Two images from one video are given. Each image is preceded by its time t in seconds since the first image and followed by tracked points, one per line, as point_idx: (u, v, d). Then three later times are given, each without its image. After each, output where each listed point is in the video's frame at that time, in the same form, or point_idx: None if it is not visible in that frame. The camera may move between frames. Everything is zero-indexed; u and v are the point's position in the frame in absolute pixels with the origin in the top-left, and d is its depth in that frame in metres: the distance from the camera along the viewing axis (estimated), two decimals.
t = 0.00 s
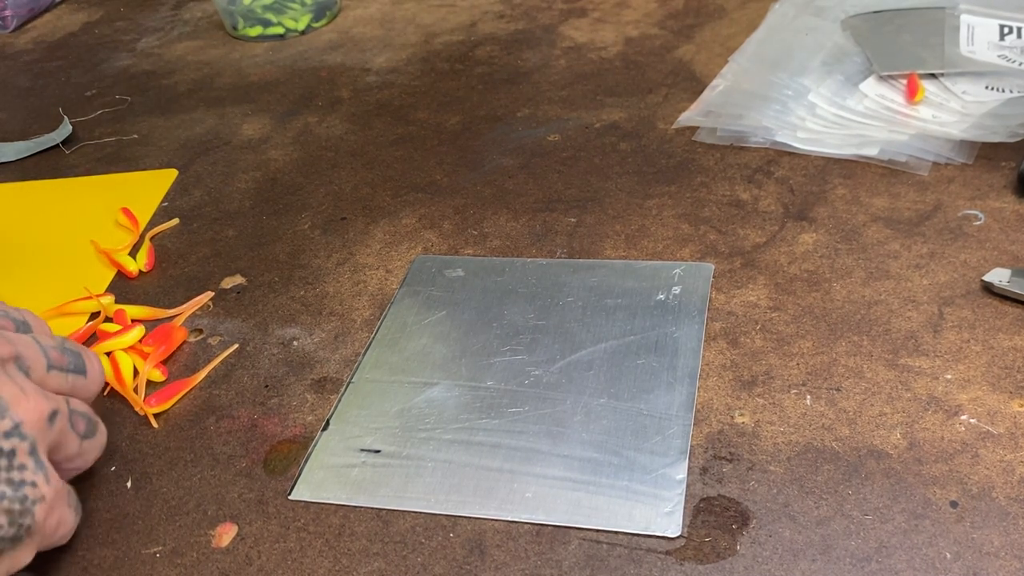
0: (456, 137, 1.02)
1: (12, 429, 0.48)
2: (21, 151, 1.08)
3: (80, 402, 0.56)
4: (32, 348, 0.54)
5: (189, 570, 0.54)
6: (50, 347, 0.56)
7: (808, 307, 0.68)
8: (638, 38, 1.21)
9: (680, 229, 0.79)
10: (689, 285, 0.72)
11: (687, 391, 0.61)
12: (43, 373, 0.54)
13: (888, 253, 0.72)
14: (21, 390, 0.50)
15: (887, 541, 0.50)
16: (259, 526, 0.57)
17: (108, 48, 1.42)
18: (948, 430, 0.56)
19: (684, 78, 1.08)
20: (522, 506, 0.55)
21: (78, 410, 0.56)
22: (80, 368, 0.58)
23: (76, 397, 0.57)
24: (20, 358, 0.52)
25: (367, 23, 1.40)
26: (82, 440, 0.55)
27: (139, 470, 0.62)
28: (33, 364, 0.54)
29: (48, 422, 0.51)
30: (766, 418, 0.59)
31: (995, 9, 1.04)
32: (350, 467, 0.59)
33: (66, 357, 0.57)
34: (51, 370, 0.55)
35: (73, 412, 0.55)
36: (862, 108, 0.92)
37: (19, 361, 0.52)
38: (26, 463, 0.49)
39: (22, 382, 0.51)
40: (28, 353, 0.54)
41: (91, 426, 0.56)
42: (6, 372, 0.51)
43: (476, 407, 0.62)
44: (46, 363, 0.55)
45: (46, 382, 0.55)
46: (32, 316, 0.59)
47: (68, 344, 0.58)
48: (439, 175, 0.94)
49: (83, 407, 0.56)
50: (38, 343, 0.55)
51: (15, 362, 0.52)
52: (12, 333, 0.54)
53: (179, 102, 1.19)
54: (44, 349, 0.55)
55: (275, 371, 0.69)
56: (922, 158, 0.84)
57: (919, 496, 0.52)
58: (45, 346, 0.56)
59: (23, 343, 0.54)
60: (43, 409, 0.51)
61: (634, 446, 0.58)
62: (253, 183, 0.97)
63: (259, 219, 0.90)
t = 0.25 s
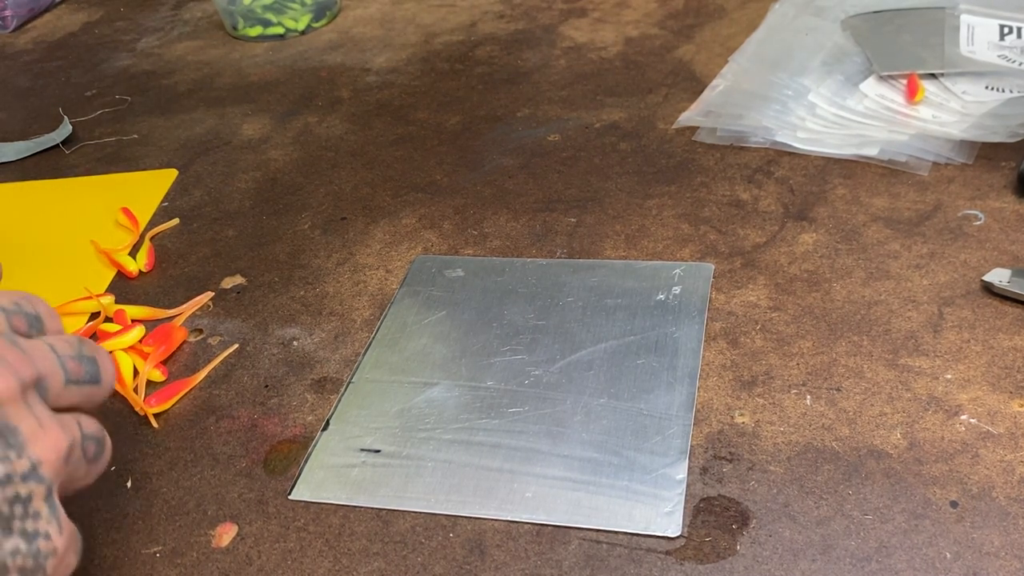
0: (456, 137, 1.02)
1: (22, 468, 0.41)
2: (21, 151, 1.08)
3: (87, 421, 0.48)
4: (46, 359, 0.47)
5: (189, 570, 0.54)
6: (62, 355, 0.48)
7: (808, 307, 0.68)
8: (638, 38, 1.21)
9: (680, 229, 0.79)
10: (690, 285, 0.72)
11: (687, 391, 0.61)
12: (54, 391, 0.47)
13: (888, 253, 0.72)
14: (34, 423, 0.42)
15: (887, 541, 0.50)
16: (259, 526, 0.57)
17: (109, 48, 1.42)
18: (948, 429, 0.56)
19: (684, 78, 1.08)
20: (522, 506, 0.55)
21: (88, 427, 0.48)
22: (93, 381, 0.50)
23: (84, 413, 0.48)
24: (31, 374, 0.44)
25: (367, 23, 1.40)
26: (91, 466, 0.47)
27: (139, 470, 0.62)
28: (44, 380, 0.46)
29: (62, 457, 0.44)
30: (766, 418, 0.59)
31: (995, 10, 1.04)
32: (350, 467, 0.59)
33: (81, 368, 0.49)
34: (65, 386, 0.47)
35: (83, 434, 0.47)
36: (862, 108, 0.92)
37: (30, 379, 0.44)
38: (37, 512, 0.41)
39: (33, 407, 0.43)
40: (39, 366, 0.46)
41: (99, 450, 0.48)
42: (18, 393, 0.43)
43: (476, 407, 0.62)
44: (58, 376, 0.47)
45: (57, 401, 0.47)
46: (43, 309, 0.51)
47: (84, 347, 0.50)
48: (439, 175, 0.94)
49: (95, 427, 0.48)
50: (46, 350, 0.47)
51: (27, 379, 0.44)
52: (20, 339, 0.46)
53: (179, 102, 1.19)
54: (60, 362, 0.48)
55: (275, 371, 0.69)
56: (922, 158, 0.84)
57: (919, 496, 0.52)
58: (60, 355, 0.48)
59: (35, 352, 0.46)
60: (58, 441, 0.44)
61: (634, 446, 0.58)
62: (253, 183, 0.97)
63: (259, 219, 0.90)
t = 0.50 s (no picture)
0: (456, 137, 1.02)
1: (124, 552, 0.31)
2: (21, 151, 1.08)
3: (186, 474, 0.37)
4: (130, 418, 0.34)
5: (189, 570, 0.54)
6: (148, 412, 0.35)
7: (808, 307, 0.68)
8: (638, 38, 1.21)
9: (680, 229, 0.79)
10: (690, 285, 0.72)
11: (687, 391, 0.61)
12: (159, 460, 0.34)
13: (888, 253, 0.72)
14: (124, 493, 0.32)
15: (887, 541, 0.50)
16: (259, 526, 0.56)
17: (109, 48, 1.42)
18: (948, 430, 0.56)
19: (684, 78, 1.08)
20: (522, 506, 0.55)
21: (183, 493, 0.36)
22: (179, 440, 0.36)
23: (183, 474, 0.37)
24: (122, 439, 0.33)
25: (367, 23, 1.40)
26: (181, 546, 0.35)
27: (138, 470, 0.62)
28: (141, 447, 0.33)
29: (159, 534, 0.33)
30: (766, 418, 0.59)
31: (995, 9, 1.04)
32: (350, 467, 0.59)
33: (172, 430, 0.36)
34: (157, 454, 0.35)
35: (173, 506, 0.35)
36: (862, 108, 0.92)
37: (129, 446, 0.33)
38: None
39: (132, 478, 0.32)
40: (121, 430, 0.33)
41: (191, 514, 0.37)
42: (127, 461, 0.32)
43: (476, 407, 0.62)
44: (150, 446, 0.34)
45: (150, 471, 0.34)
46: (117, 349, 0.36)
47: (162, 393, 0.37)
48: (439, 175, 0.94)
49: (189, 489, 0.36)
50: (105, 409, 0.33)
51: (136, 442, 0.33)
52: (83, 392, 0.33)
53: (179, 102, 1.19)
54: (145, 422, 0.34)
55: (275, 371, 0.69)
56: (922, 158, 0.84)
57: (919, 496, 0.52)
58: (150, 420, 0.35)
59: (77, 414, 0.32)
60: (154, 518, 0.33)
61: (634, 446, 0.58)
62: (253, 183, 0.97)
63: (259, 219, 0.90)
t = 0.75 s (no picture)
0: (456, 137, 1.02)
1: None
2: (21, 151, 1.08)
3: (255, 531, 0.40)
4: (209, 485, 0.36)
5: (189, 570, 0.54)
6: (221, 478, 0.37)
7: (808, 307, 0.68)
8: (638, 38, 1.21)
9: (680, 229, 0.79)
10: (690, 285, 0.72)
11: (687, 391, 0.61)
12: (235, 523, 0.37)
13: (888, 253, 0.72)
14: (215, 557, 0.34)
15: (887, 541, 0.50)
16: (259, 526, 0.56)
17: (109, 48, 1.42)
18: (948, 429, 0.56)
19: (684, 78, 1.08)
20: (522, 506, 0.55)
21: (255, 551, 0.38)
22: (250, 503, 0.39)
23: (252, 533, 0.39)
24: (206, 505, 0.35)
25: (367, 23, 1.40)
26: None
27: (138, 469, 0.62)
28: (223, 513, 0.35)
29: None
30: (766, 418, 0.59)
31: (995, 10, 1.04)
32: (350, 467, 0.59)
33: (247, 493, 0.39)
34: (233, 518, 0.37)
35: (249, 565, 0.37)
36: (862, 108, 0.92)
37: (215, 513, 0.35)
38: None
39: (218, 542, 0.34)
40: (204, 497, 0.35)
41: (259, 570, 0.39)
42: (216, 528, 0.34)
43: (476, 407, 0.62)
44: (230, 511, 0.36)
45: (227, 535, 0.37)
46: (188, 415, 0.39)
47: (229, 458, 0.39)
48: (439, 175, 0.94)
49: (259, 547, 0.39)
50: (187, 477, 0.36)
51: (219, 507, 0.35)
52: (166, 459, 0.36)
53: (179, 102, 1.19)
54: (222, 486, 0.37)
55: (275, 371, 0.69)
56: (922, 158, 0.84)
57: (919, 496, 0.52)
58: (226, 485, 0.37)
59: (165, 482, 0.34)
60: None
61: (634, 446, 0.57)
62: (253, 183, 0.97)
63: (259, 219, 0.90)
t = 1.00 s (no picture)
0: (456, 137, 1.02)
1: None
2: (21, 151, 1.08)
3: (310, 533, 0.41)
4: (270, 498, 0.37)
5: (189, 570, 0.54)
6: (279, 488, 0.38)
7: (808, 307, 0.68)
8: (638, 38, 1.21)
9: (680, 229, 0.79)
10: (690, 285, 0.72)
11: (687, 391, 0.61)
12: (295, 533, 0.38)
13: (888, 253, 0.72)
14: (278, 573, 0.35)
15: (887, 541, 0.50)
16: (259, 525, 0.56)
17: (109, 48, 1.42)
18: (948, 429, 0.56)
19: (684, 78, 1.08)
20: (522, 506, 0.55)
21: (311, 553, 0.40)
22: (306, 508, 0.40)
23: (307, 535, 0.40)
24: (270, 520, 0.35)
25: (367, 23, 1.40)
26: None
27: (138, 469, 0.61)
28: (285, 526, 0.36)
29: None
30: (766, 418, 0.59)
31: (995, 10, 1.04)
32: (350, 467, 0.59)
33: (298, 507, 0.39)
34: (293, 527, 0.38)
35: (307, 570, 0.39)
36: (862, 108, 0.92)
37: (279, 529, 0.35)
38: None
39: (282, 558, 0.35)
40: (267, 511, 0.36)
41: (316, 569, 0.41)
42: (280, 547, 0.35)
43: (476, 407, 0.62)
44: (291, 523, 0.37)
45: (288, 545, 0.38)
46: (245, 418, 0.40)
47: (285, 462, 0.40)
48: (439, 175, 0.94)
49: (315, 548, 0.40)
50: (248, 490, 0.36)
51: (281, 521, 0.36)
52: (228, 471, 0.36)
53: (179, 102, 1.19)
54: (281, 500, 0.37)
55: (275, 371, 0.69)
56: (922, 158, 0.84)
57: (919, 496, 0.52)
58: (284, 497, 0.38)
59: (229, 498, 0.35)
60: None
61: (634, 446, 0.57)
62: (253, 183, 0.97)
63: (260, 219, 0.90)
